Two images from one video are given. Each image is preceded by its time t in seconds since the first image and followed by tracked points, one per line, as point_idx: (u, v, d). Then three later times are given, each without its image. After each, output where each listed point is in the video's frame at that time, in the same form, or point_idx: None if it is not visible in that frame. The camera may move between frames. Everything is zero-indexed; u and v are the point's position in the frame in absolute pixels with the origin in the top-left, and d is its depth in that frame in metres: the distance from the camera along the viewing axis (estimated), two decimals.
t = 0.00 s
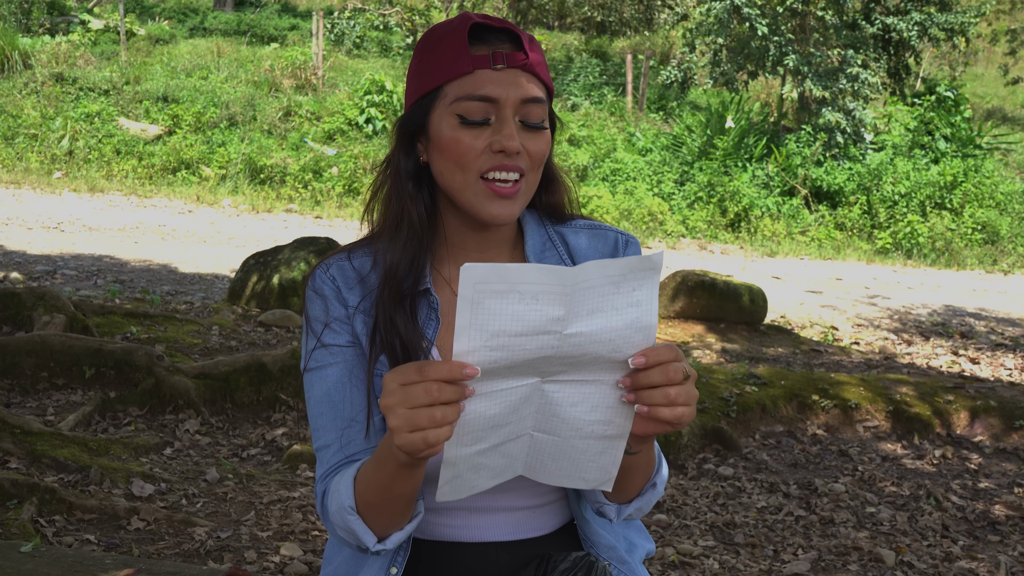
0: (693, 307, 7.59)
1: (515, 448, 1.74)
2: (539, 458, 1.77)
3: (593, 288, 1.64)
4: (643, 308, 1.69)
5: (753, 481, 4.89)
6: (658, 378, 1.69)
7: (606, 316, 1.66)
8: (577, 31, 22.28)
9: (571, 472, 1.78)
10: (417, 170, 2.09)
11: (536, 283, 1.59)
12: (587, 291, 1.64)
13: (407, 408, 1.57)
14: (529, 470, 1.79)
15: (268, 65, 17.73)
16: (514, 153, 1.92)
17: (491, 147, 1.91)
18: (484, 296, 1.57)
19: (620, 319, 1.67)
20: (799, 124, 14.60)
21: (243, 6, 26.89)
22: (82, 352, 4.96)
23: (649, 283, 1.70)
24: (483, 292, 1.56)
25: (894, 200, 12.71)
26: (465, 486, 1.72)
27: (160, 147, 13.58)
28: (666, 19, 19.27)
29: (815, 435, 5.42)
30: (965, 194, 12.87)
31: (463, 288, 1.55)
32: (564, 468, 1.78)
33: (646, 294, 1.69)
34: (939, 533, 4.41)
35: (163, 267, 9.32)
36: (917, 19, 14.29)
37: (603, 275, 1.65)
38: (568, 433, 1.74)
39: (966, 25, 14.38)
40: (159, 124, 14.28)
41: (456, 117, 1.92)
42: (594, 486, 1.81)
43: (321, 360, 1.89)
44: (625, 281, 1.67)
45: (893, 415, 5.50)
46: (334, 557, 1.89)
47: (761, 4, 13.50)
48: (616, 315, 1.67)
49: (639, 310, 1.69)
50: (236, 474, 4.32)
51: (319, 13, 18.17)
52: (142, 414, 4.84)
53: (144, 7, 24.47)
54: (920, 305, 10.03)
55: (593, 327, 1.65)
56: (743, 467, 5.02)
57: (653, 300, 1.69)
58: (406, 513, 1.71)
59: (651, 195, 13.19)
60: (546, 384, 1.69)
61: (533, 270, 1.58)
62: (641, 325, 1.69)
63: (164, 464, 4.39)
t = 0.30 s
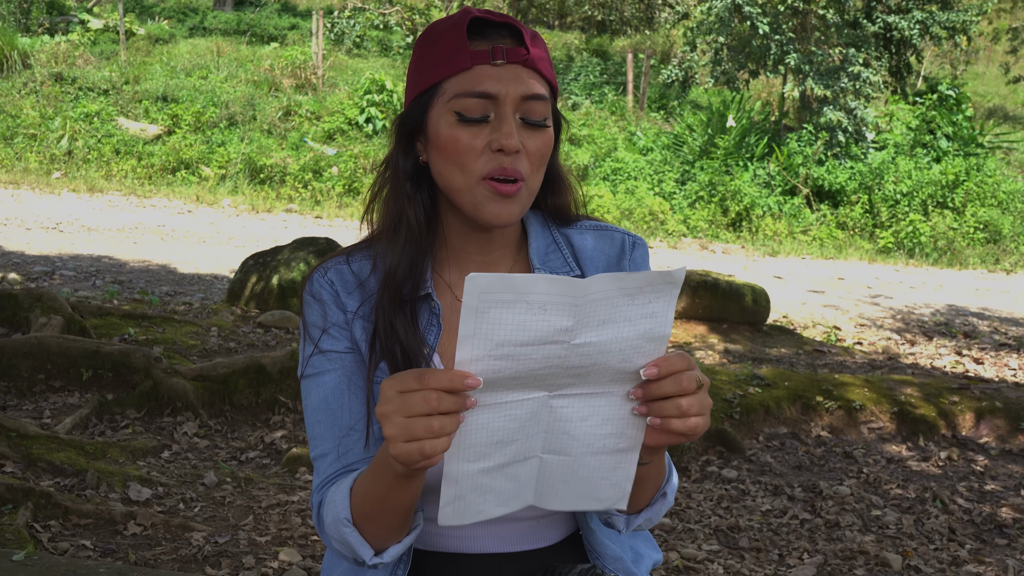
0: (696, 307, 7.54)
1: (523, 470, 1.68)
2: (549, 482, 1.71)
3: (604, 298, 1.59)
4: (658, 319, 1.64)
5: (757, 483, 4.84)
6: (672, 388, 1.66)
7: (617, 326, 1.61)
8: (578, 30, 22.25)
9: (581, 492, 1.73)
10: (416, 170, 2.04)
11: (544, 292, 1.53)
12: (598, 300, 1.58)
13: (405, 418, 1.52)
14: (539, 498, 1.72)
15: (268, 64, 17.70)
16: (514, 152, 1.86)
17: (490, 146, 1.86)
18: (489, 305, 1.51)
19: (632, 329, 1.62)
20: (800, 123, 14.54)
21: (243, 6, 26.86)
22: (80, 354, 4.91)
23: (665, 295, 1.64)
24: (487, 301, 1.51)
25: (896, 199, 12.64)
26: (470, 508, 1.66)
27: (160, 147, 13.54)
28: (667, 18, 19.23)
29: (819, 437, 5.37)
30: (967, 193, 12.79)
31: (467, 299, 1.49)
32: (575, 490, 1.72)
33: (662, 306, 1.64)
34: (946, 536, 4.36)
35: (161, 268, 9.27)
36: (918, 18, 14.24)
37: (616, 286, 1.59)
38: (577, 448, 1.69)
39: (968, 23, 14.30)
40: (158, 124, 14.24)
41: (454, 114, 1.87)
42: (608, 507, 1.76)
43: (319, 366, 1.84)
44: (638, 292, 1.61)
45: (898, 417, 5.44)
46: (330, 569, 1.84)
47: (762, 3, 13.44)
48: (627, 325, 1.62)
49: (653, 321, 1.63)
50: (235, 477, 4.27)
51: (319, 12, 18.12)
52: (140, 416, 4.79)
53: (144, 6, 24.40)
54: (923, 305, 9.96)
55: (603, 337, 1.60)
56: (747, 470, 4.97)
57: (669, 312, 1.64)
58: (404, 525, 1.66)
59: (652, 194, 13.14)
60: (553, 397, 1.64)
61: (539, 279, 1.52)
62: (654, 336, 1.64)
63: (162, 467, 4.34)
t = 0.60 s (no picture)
0: (696, 307, 7.51)
1: (520, 466, 1.67)
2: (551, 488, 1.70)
3: (608, 302, 1.55)
4: (663, 323, 1.60)
5: (758, 486, 4.81)
6: (673, 395, 1.61)
7: (621, 330, 1.57)
8: (577, 30, 22.23)
9: (578, 489, 1.71)
10: (414, 171, 2.01)
11: (545, 295, 1.50)
12: (600, 303, 1.54)
13: (402, 423, 1.48)
14: (535, 490, 1.72)
15: (267, 64, 17.67)
16: (512, 151, 1.82)
17: (488, 144, 1.82)
18: (490, 307, 1.48)
19: (635, 332, 1.58)
20: (799, 122, 14.50)
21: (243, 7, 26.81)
22: (76, 356, 4.87)
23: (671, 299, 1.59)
24: (487, 303, 1.47)
25: (896, 199, 12.60)
26: (468, 509, 1.64)
27: (158, 147, 13.50)
28: (666, 18, 19.21)
29: (820, 438, 5.33)
30: (967, 192, 12.75)
31: (466, 301, 1.46)
32: (575, 494, 1.71)
33: (667, 311, 1.59)
34: (948, 539, 4.34)
35: (159, 269, 9.23)
36: (918, 17, 14.20)
37: (620, 290, 1.55)
38: (576, 449, 1.67)
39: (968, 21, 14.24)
40: (156, 124, 14.19)
41: (452, 114, 1.84)
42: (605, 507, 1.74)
43: (314, 373, 1.81)
44: (643, 296, 1.57)
45: (900, 418, 5.41)
46: None
47: (761, 2, 13.38)
48: (630, 328, 1.58)
49: (659, 325, 1.59)
50: (232, 481, 4.25)
51: (317, 12, 18.08)
52: (137, 419, 4.75)
53: (142, 6, 24.36)
54: (923, 305, 9.92)
55: (606, 341, 1.56)
56: (748, 472, 4.94)
57: (674, 317, 1.59)
58: (404, 535, 1.64)
59: (651, 194, 13.11)
60: (553, 399, 1.62)
61: (540, 281, 1.48)
62: (658, 339, 1.60)
63: (158, 470, 4.31)
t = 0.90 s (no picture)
0: (695, 308, 7.49)
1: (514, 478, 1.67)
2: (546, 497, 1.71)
3: (608, 320, 1.53)
4: (660, 344, 1.59)
5: (757, 487, 4.80)
6: (627, 433, 1.57)
7: (619, 348, 1.56)
8: (575, 30, 22.22)
9: (570, 499, 1.72)
10: (411, 175, 2.01)
11: (545, 312, 1.49)
12: (602, 322, 1.53)
13: (402, 447, 1.49)
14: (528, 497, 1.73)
15: (265, 64, 17.64)
16: (509, 130, 1.81)
17: (483, 125, 1.81)
18: (490, 323, 1.47)
19: (634, 355, 1.57)
20: (798, 122, 14.48)
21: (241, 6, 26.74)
22: (73, 357, 4.84)
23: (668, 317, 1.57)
24: (487, 319, 1.47)
25: (895, 199, 12.59)
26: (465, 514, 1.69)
27: (156, 147, 13.47)
28: (665, 18, 19.19)
29: (820, 439, 5.32)
30: (966, 192, 12.75)
31: (467, 315, 1.45)
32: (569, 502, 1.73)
33: (664, 331, 1.58)
34: (949, 540, 4.32)
35: (157, 269, 9.21)
36: (916, 17, 14.19)
37: (619, 308, 1.53)
38: (570, 463, 1.66)
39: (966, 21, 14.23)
40: (154, 124, 14.15)
41: (447, 100, 1.85)
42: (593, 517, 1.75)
43: (315, 387, 1.81)
44: (641, 316, 1.55)
45: (900, 419, 5.39)
46: None
47: (760, 2, 13.35)
48: (627, 348, 1.57)
49: (655, 346, 1.59)
50: (230, 483, 4.23)
51: (315, 12, 18.04)
52: (134, 420, 4.73)
53: (140, 5, 24.32)
54: (922, 305, 9.91)
55: (606, 362, 1.55)
56: (747, 473, 4.93)
57: (671, 337, 1.58)
58: (412, 553, 1.65)
59: (650, 194, 13.08)
60: (552, 418, 1.59)
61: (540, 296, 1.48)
62: (655, 362, 1.60)
63: (156, 472, 4.29)
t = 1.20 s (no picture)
0: (694, 308, 7.49)
1: (502, 488, 1.65)
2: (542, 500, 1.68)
3: (536, 324, 1.50)
4: (604, 340, 1.55)
5: (756, 488, 4.79)
6: (599, 434, 1.56)
7: (560, 351, 1.53)
8: (574, 30, 22.21)
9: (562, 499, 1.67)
10: (397, 176, 2.01)
11: (467, 325, 1.47)
12: (531, 329, 1.50)
13: (358, 470, 1.56)
14: (525, 503, 1.69)
15: (263, 64, 17.63)
16: (492, 124, 1.82)
17: (467, 120, 1.82)
18: (418, 346, 1.47)
19: (576, 354, 1.54)
20: (797, 122, 14.47)
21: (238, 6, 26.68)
22: (70, 358, 4.83)
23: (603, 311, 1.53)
24: (414, 342, 1.46)
25: (893, 199, 12.57)
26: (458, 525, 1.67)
27: (154, 147, 13.44)
28: (663, 18, 19.19)
29: (819, 440, 5.31)
30: (964, 193, 12.76)
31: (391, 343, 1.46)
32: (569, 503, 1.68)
33: (605, 328, 1.54)
34: (948, 541, 4.32)
35: (155, 269, 9.19)
36: (915, 17, 14.19)
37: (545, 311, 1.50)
38: (552, 468, 1.63)
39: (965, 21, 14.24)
40: (152, 124, 14.12)
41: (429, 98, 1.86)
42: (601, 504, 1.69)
43: (328, 405, 1.84)
44: (574, 313, 1.51)
45: (898, 419, 5.38)
46: None
47: (758, 2, 13.34)
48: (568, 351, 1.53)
49: (599, 342, 1.54)
50: (228, 485, 4.23)
51: (313, 11, 18.01)
52: (132, 421, 4.72)
53: (138, 6, 24.26)
54: (921, 305, 9.91)
55: (547, 365, 1.52)
56: (746, 474, 4.92)
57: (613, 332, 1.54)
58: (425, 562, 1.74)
59: (648, 194, 13.06)
60: (519, 429, 1.58)
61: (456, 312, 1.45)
62: (602, 357, 1.55)
63: (153, 473, 4.28)
